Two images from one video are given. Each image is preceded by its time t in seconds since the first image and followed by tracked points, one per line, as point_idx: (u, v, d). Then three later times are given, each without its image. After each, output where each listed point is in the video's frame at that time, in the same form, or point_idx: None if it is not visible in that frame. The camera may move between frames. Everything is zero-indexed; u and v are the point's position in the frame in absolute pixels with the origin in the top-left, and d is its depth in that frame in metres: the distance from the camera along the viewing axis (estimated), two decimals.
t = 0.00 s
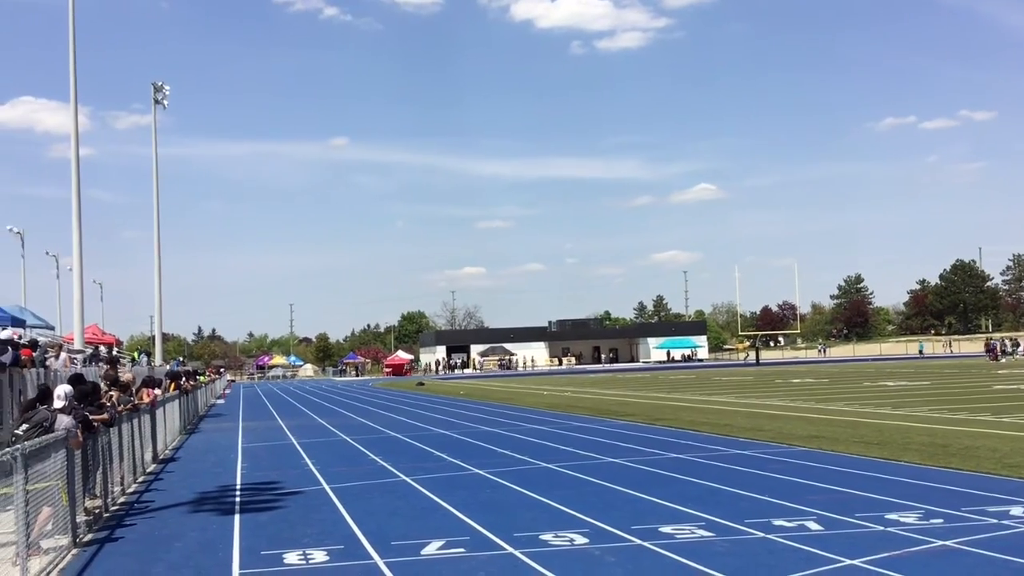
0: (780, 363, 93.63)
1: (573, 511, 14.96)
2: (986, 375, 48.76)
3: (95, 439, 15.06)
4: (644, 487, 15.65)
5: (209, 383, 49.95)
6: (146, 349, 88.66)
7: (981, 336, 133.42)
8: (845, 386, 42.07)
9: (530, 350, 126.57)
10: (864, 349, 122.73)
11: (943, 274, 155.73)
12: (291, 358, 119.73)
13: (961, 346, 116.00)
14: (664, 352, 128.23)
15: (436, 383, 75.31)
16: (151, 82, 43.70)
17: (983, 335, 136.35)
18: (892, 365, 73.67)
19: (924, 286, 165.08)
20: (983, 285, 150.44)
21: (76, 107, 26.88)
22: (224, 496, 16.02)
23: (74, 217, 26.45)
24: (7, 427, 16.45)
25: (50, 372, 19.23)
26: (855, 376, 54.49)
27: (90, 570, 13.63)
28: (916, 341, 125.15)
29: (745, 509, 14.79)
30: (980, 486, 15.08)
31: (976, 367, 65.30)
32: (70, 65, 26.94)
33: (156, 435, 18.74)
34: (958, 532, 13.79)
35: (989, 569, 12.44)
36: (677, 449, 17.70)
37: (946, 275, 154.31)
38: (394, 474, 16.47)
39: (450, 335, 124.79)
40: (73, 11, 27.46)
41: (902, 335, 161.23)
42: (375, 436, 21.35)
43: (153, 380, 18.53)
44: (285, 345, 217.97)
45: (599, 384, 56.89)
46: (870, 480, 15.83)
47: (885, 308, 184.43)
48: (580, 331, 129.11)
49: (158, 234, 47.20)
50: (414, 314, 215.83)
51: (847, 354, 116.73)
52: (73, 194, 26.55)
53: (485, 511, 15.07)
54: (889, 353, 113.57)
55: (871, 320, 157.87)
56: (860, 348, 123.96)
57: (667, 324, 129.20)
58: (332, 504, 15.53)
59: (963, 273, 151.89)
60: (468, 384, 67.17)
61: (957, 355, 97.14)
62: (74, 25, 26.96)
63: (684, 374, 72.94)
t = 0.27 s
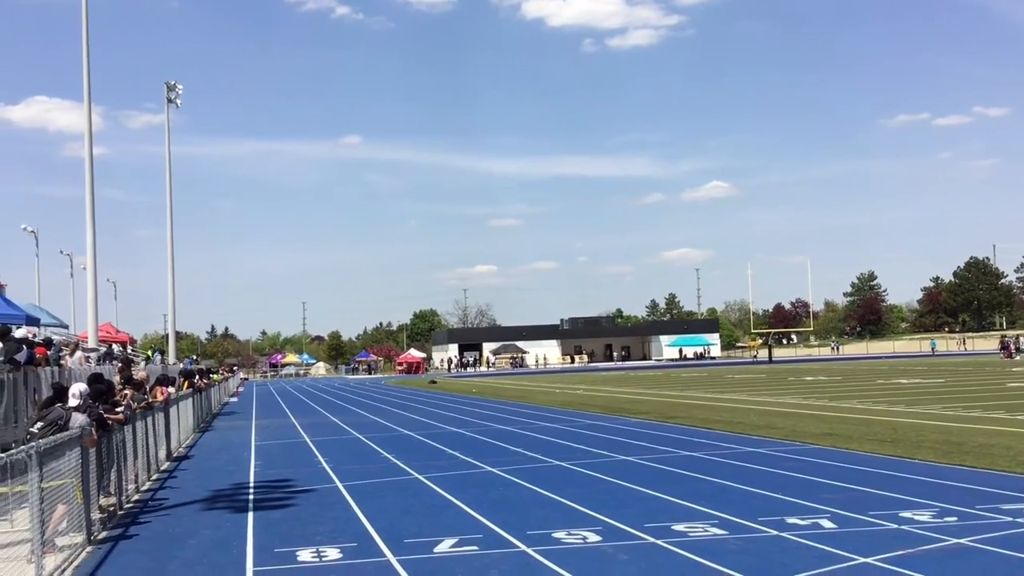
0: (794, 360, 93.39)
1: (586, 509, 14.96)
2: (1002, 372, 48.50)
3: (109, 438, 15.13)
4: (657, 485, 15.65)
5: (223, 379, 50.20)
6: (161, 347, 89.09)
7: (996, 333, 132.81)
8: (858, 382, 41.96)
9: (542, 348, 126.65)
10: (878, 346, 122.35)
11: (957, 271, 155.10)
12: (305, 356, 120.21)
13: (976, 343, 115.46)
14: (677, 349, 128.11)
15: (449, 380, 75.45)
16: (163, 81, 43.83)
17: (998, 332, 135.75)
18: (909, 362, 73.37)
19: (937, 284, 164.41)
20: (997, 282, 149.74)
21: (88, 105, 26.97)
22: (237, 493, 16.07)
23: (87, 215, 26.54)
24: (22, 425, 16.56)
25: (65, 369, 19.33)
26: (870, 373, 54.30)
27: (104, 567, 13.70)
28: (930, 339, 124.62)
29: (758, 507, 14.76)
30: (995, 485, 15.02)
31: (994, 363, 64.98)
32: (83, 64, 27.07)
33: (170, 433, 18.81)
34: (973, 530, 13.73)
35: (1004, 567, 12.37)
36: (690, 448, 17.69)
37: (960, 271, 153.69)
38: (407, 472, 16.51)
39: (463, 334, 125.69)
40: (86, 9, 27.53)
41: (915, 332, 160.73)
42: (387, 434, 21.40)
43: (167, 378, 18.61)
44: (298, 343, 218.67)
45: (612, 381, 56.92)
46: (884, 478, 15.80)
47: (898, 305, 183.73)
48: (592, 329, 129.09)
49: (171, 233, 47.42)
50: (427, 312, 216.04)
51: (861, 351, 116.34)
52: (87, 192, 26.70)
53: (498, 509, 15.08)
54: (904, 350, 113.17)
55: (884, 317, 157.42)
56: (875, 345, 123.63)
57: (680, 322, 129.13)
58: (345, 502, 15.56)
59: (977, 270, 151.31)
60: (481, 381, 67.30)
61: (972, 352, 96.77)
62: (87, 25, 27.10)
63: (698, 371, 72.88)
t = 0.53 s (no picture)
0: (810, 362, 93.18)
1: (600, 512, 14.94)
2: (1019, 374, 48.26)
3: (125, 440, 15.20)
4: (672, 488, 15.62)
5: (238, 383, 50.42)
6: (176, 350, 89.22)
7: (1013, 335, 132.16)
8: (874, 385, 41.86)
9: (556, 351, 126.70)
10: (894, 348, 121.91)
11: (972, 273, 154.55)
12: (319, 359, 120.53)
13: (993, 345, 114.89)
14: (690, 352, 127.94)
15: (463, 383, 75.56)
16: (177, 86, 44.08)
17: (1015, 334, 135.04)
18: (926, 365, 73.09)
19: (952, 286, 163.77)
20: (1013, 283, 149.12)
21: (104, 109, 27.10)
22: (252, 496, 16.12)
23: (103, 220, 26.70)
24: (38, 428, 16.65)
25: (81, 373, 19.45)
26: (886, 375, 54.11)
27: (119, 569, 13.74)
28: (946, 341, 124.08)
29: (773, 509, 14.72)
30: (1011, 487, 14.94)
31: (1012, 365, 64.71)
32: (98, 69, 27.24)
33: (185, 436, 18.89)
34: (990, 533, 13.65)
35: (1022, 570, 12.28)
36: (704, 450, 17.68)
37: (975, 273, 153.17)
38: (421, 475, 16.53)
39: (476, 337, 125.00)
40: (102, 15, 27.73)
41: (930, 334, 160.13)
42: (402, 437, 21.45)
43: (182, 381, 18.68)
44: (311, 346, 219.27)
45: (626, 384, 56.95)
46: (899, 481, 15.74)
47: (912, 307, 183.06)
48: (605, 331, 129.03)
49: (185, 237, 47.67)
50: (441, 315, 216.31)
51: (877, 354, 115.93)
52: (102, 197, 26.85)
53: (513, 512, 15.07)
54: (920, 352, 112.68)
55: (898, 319, 156.94)
56: (890, 347, 123.15)
57: (694, 325, 129.03)
58: (359, 504, 15.59)
59: (993, 271, 150.45)
60: (495, 384, 67.40)
61: (989, 354, 96.27)
62: (103, 31, 27.28)
63: (712, 374, 72.80)
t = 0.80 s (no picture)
0: (826, 368, 92.89)
1: (613, 518, 14.92)
2: None
3: (140, 446, 15.27)
4: (686, 494, 15.60)
5: (253, 388, 50.67)
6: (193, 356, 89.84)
7: None
8: (889, 392, 41.70)
9: (569, 356, 126.69)
10: (909, 354, 121.37)
11: (987, 279, 154.11)
12: (333, 365, 120.93)
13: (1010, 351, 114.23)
14: (704, 358, 127.69)
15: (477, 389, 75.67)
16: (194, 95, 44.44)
17: None
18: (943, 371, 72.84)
19: (968, 291, 163.11)
20: None
21: (120, 117, 27.30)
22: (266, 501, 16.17)
23: (119, 227, 26.87)
24: (53, 433, 16.77)
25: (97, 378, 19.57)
26: (902, 382, 53.90)
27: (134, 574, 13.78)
28: (962, 347, 123.48)
29: (788, 516, 14.68)
30: None
31: None
32: (114, 77, 27.46)
33: (200, 442, 18.99)
34: (1006, 540, 13.56)
35: None
36: (718, 456, 17.66)
37: (991, 279, 152.65)
38: (435, 480, 16.57)
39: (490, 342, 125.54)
40: (118, 25, 27.98)
41: (945, 340, 159.44)
42: (416, 442, 21.50)
43: (196, 387, 18.78)
44: (325, 351, 219.88)
45: (641, 390, 56.89)
46: (914, 488, 15.68)
47: (927, 313, 182.33)
48: (618, 337, 128.94)
49: (200, 243, 48.00)
50: (455, 321, 216.51)
51: (892, 360, 115.42)
52: (118, 204, 27.05)
53: (526, 518, 15.08)
54: (936, 358, 112.13)
55: (913, 325, 156.36)
56: (906, 352, 122.62)
57: (707, 331, 128.91)
58: (373, 510, 15.62)
59: (1009, 277, 150.03)
60: (509, 390, 67.50)
61: (1006, 361, 95.78)
62: (118, 39, 27.50)
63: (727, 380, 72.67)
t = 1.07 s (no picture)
0: (839, 374, 92.74)
1: (624, 523, 14.91)
2: None
3: (152, 450, 15.32)
4: (697, 500, 15.57)
5: (266, 394, 50.85)
6: (208, 360, 90.26)
7: None
8: (902, 397, 41.57)
9: (579, 361, 126.68)
10: (922, 359, 120.95)
11: (1001, 284, 153.76)
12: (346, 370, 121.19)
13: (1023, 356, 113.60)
14: (715, 363, 127.50)
15: (490, 394, 75.72)
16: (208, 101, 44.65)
17: None
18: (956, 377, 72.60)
19: (980, 297, 162.60)
20: None
21: (133, 124, 27.47)
22: (278, 505, 16.21)
23: (132, 232, 27.00)
24: (66, 437, 16.85)
25: (110, 383, 19.67)
26: (915, 387, 53.73)
27: None
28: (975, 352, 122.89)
29: (801, 522, 14.63)
30: None
31: None
32: (127, 84, 27.62)
33: (211, 446, 19.06)
34: (1019, 546, 13.48)
35: None
36: (729, 462, 17.66)
37: (1003, 283, 152.28)
38: (446, 485, 16.60)
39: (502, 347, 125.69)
40: (130, 32, 28.17)
41: (958, 345, 158.90)
42: (427, 447, 21.56)
43: (208, 391, 18.86)
44: (338, 356, 220.35)
45: (653, 395, 56.87)
46: (925, 494, 15.66)
47: (939, 318, 181.71)
48: (629, 342, 128.89)
49: (213, 249, 48.30)
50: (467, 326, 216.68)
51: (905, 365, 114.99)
52: (131, 210, 27.19)
53: (537, 523, 15.08)
54: (949, 364, 111.67)
55: (925, 330, 155.96)
56: (918, 358, 122.22)
57: (717, 336, 128.67)
58: (384, 515, 15.65)
59: None
60: (521, 395, 67.59)
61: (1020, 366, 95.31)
62: (131, 46, 27.65)
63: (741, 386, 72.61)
